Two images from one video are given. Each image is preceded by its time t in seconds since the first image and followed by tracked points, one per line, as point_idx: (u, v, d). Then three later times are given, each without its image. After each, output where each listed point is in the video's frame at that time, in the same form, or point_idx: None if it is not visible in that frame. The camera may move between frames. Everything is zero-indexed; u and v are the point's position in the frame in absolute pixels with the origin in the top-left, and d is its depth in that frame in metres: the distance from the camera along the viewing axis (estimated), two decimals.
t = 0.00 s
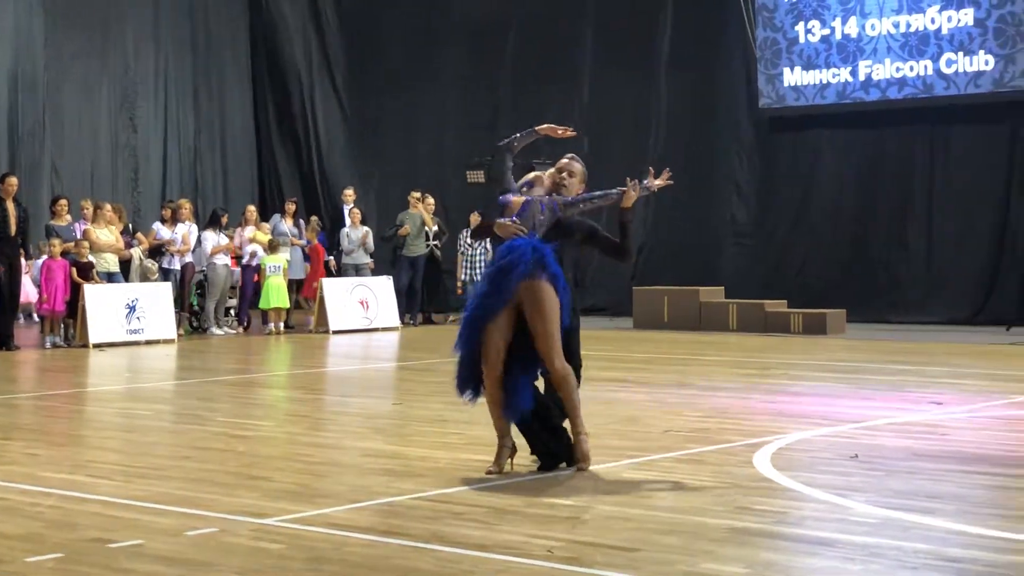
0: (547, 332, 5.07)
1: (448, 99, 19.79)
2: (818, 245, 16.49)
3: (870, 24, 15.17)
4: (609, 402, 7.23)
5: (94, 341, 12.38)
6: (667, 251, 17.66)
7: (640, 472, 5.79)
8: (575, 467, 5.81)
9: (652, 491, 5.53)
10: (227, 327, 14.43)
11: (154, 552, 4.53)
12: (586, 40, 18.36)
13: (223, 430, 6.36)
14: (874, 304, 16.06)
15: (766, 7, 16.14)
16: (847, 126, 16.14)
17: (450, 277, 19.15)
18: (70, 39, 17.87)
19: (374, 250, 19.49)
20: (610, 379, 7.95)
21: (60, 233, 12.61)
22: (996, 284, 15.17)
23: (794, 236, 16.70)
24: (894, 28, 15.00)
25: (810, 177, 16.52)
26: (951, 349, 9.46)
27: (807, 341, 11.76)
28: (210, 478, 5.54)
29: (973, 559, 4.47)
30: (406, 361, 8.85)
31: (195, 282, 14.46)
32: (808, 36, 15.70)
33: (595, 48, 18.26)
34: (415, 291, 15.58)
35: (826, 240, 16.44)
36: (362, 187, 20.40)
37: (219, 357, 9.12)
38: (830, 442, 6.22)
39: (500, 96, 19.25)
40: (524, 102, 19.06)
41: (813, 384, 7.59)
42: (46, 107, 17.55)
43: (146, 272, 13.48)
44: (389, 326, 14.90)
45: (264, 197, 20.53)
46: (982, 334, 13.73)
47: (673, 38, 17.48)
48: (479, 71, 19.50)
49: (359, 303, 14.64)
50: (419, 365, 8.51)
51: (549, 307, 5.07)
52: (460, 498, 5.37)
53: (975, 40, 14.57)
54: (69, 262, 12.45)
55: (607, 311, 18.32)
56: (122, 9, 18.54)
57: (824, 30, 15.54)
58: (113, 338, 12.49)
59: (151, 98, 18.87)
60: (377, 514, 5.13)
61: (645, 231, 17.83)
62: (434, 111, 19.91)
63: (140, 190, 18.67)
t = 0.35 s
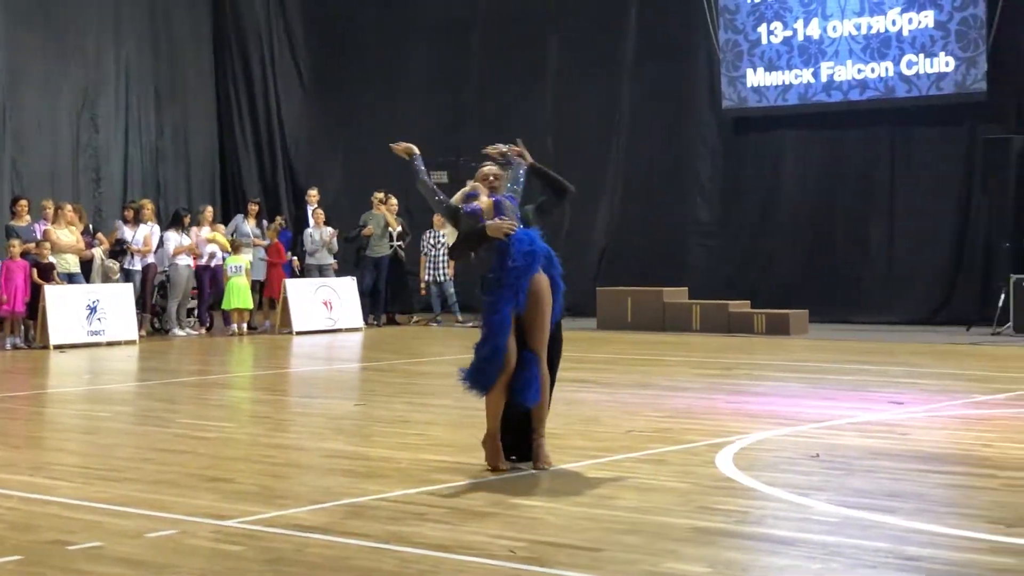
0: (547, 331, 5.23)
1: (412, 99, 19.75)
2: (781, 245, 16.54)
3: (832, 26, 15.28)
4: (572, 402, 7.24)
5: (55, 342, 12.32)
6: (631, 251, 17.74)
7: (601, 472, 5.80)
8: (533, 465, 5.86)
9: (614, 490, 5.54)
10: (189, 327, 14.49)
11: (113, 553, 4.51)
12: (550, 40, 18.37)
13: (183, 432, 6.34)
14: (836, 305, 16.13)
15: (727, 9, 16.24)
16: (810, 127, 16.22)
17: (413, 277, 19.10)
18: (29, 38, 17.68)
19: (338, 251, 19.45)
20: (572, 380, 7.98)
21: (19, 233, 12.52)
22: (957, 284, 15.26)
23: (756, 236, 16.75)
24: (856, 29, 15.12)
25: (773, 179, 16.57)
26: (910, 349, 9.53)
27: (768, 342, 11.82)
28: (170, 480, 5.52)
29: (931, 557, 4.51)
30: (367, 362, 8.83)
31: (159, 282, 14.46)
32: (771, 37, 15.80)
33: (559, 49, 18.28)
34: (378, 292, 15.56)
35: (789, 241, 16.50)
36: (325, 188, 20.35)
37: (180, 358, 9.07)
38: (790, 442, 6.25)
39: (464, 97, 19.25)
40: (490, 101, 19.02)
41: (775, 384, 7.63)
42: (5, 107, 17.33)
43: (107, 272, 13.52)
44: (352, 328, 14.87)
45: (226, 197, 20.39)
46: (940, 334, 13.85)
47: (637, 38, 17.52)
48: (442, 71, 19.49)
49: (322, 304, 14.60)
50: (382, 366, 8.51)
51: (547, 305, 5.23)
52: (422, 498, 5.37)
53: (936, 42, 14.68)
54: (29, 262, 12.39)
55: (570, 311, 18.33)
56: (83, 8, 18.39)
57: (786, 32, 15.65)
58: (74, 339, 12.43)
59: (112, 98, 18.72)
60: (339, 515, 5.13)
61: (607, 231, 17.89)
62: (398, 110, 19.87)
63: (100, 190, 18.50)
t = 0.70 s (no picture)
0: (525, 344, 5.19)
1: (379, 99, 19.68)
2: (744, 245, 16.63)
3: (797, 28, 15.39)
4: (539, 403, 7.25)
5: (19, 343, 12.15)
6: (598, 251, 17.79)
7: (569, 473, 5.81)
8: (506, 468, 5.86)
9: (583, 491, 5.55)
10: (155, 330, 14.36)
11: (79, 555, 4.48)
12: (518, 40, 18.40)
13: (150, 433, 6.30)
14: (800, 304, 16.26)
15: (692, 10, 16.33)
16: (773, 127, 16.33)
17: (379, 277, 19.08)
18: None
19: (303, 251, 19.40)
20: (540, 381, 8.00)
21: None
22: (920, 285, 15.40)
23: (721, 237, 16.84)
24: (820, 31, 15.23)
25: (738, 181, 16.65)
26: (875, 350, 9.61)
27: (734, 344, 11.89)
28: (136, 481, 5.48)
29: (897, 557, 4.55)
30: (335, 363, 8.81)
31: (124, 284, 14.38)
32: (736, 38, 15.88)
33: (526, 49, 18.31)
34: (344, 292, 15.53)
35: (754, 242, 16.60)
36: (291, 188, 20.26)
37: (145, 359, 9.01)
38: (757, 442, 6.29)
39: (430, 96, 19.25)
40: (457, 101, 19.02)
41: (741, 384, 7.68)
42: None
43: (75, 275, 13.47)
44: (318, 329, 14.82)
45: (191, 197, 20.26)
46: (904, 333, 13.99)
47: (604, 37, 17.58)
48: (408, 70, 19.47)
49: (288, 305, 14.55)
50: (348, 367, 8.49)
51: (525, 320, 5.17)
52: (390, 500, 5.36)
53: (901, 45, 14.82)
54: None
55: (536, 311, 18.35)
56: (47, 5, 18.22)
57: (751, 33, 15.75)
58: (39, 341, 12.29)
59: (77, 96, 18.57)
60: (307, 516, 5.11)
61: (573, 230, 17.95)
62: (365, 109, 19.84)
63: (65, 188, 18.33)
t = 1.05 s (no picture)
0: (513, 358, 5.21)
1: (354, 99, 19.62)
2: (718, 247, 16.67)
3: (771, 28, 15.40)
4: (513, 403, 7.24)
5: None
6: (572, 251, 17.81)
7: (544, 472, 5.81)
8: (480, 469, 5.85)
9: (558, 491, 5.55)
10: (128, 331, 14.30)
11: (52, 557, 4.44)
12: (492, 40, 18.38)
13: (123, 434, 6.26)
14: (774, 304, 16.33)
15: (664, 12, 16.34)
16: (745, 129, 16.39)
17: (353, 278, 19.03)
18: None
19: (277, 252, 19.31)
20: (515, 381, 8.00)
21: None
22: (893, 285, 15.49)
23: (695, 238, 16.87)
24: (793, 31, 15.25)
25: (712, 182, 16.69)
26: (846, 350, 9.66)
27: (706, 344, 11.95)
28: (108, 482, 5.45)
29: (871, 555, 4.57)
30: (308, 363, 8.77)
31: (97, 283, 14.27)
32: (710, 39, 15.88)
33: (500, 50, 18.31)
34: (318, 293, 15.48)
35: (728, 242, 16.64)
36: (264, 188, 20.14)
37: (117, 360, 8.94)
38: (732, 442, 6.31)
39: (404, 97, 19.22)
40: (431, 100, 18.97)
41: (715, 384, 7.70)
42: None
43: (55, 276, 13.27)
44: (292, 329, 14.77)
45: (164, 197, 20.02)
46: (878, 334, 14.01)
47: (578, 37, 17.60)
48: (382, 70, 19.43)
49: (261, 305, 14.49)
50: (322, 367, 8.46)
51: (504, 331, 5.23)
52: (364, 500, 5.35)
53: (875, 46, 14.87)
54: None
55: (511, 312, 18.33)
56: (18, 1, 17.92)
57: (725, 34, 15.75)
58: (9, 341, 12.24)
59: (48, 94, 18.27)
60: (281, 517, 5.09)
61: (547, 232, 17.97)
62: (338, 108, 19.79)
63: (36, 188, 18.01)
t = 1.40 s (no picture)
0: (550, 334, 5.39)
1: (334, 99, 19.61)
2: (697, 246, 16.72)
3: (749, 29, 15.39)
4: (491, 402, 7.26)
5: None
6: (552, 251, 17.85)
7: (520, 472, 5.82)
8: (456, 468, 5.86)
9: (534, 490, 5.56)
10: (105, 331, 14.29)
11: (27, 558, 4.44)
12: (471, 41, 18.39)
13: (101, 434, 6.26)
14: (752, 304, 16.37)
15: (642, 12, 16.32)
16: (722, 129, 16.43)
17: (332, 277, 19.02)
18: None
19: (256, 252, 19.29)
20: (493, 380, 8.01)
21: None
22: (869, 285, 15.57)
23: (673, 238, 16.91)
24: (771, 32, 15.25)
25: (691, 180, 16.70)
26: (823, 349, 9.70)
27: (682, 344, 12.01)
28: (84, 483, 5.44)
29: (846, 554, 4.59)
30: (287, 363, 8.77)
31: (74, 283, 14.24)
32: (688, 39, 15.86)
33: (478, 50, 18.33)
34: (297, 292, 15.51)
35: (705, 241, 16.67)
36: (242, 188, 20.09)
37: (95, 361, 8.91)
38: (708, 441, 6.33)
39: (382, 97, 19.22)
40: (410, 101, 18.96)
41: (692, 384, 7.72)
42: None
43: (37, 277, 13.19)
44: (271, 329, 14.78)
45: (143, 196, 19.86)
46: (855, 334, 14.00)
47: (557, 39, 17.63)
48: (361, 70, 19.41)
49: (240, 305, 14.49)
50: (301, 367, 8.46)
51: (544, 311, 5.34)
52: (341, 500, 5.36)
53: (853, 47, 14.88)
54: None
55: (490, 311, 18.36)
56: None
57: (703, 34, 15.72)
58: None
59: (26, 94, 18.12)
60: (257, 516, 5.10)
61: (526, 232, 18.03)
62: (317, 108, 19.78)
63: (13, 188, 17.80)
